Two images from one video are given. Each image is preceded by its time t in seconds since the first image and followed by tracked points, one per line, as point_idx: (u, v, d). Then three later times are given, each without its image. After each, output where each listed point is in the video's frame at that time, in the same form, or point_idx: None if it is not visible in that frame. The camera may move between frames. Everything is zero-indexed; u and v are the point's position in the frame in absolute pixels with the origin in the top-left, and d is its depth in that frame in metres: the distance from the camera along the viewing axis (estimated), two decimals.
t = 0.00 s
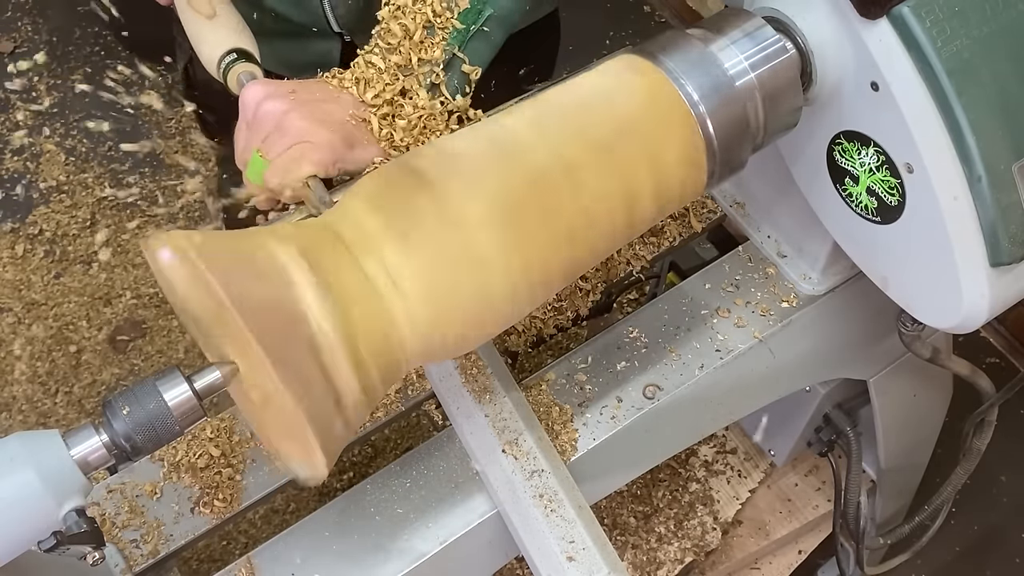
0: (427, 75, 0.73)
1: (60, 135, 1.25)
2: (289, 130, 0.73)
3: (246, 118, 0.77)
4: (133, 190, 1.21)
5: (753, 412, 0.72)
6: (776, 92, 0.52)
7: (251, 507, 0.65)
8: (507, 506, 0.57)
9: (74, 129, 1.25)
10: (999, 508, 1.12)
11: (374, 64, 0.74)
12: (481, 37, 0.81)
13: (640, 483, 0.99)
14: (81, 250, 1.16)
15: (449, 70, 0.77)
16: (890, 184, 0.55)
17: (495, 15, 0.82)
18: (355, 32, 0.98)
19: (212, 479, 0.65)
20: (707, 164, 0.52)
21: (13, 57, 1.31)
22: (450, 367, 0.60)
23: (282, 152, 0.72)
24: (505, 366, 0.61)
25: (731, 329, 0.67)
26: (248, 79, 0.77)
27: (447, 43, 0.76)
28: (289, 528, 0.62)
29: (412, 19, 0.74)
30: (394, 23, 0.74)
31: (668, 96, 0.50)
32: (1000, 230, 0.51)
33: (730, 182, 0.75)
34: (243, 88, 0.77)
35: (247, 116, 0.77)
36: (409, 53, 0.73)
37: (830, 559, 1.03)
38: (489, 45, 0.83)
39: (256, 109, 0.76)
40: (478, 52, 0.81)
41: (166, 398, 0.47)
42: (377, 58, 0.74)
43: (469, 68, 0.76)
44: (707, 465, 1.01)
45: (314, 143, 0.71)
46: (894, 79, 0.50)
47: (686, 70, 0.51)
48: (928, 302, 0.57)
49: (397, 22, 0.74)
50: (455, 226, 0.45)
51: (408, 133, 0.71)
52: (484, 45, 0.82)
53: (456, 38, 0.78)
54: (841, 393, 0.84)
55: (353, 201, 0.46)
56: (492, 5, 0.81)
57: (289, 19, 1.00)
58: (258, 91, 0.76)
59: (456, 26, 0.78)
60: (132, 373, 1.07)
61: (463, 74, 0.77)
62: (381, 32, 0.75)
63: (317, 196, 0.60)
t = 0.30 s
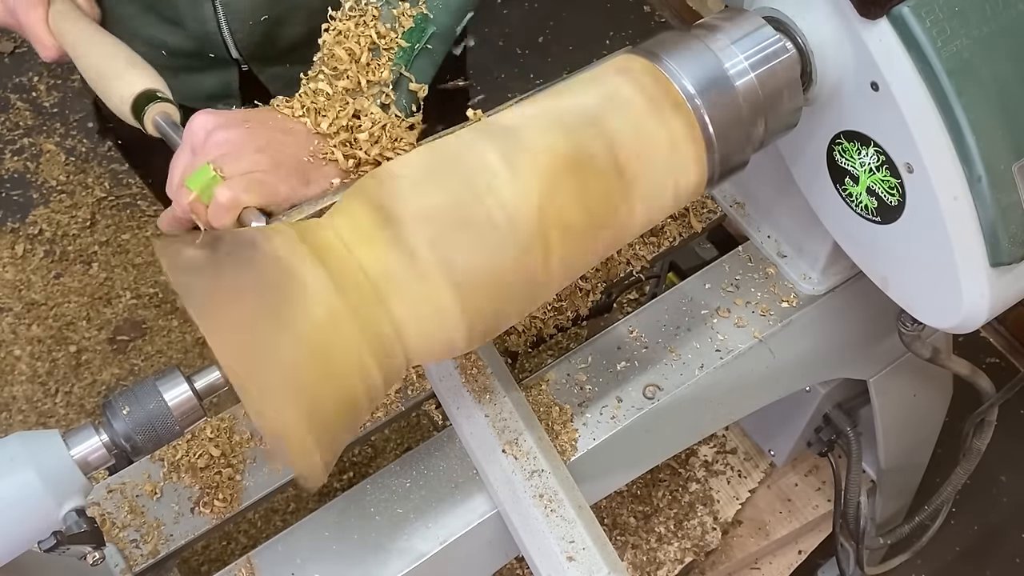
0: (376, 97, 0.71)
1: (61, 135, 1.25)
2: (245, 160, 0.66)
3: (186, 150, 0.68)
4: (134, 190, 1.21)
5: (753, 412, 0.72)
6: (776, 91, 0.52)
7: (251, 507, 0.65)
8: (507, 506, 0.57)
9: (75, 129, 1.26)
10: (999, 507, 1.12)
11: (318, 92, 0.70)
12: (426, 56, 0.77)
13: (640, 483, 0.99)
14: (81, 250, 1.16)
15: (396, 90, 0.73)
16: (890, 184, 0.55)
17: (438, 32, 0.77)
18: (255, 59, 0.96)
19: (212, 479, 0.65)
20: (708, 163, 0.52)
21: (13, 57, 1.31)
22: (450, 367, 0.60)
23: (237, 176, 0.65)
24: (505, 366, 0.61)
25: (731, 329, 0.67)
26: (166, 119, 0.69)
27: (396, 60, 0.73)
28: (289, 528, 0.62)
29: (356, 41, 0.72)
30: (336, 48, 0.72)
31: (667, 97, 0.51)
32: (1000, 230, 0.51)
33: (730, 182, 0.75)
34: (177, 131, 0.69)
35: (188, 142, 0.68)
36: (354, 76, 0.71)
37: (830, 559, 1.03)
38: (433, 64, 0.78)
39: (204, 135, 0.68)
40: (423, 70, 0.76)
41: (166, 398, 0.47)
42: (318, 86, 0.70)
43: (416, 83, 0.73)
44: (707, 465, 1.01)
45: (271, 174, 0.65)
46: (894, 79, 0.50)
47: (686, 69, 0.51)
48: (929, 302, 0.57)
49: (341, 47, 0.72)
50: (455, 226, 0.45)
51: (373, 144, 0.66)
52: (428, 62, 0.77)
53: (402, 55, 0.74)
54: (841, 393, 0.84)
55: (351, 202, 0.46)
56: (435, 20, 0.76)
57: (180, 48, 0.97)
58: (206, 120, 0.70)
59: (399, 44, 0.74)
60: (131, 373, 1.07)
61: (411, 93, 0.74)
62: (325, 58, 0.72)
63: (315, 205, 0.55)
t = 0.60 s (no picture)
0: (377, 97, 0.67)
1: (61, 135, 1.25)
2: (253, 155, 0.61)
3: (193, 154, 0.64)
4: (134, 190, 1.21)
5: (753, 412, 0.72)
6: (775, 92, 0.52)
7: (251, 507, 0.65)
8: (507, 506, 0.57)
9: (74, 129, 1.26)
10: (999, 507, 1.12)
11: (318, 96, 0.64)
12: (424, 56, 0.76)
13: (640, 483, 0.99)
14: (81, 251, 1.16)
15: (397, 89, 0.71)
16: (890, 184, 0.55)
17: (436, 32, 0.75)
18: (232, 80, 0.95)
19: (212, 479, 0.65)
20: (708, 163, 0.52)
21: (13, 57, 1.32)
22: (450, 367, 0.60)
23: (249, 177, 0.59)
24: (505, 366, 0.61)
25: (731, 329, 0.67)
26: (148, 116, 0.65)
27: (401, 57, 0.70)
28: (289, 528, 0.62)
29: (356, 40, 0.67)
30: (336, 49, 0.66)
31: (668, 95, 0.50)
32: (1000, 231, 0.51)
33: (730, 182, 0.75)
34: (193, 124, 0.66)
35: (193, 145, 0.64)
36: (356, 77, 0.66)
37: (830, 559, 1.03)
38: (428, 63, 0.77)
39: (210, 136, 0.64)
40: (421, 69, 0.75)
41: (166, 398, 0.47)
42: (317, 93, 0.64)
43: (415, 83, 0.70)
44: (707, 465, 1.01)
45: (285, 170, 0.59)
46: (894, 79, 0.50)
47: (686, 69, 0.51)
48: (929, 302, 0.57)
49: (341, 48, 0.67)
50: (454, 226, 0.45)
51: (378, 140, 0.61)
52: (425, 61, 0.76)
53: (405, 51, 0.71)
54: (841, 393, 0.84)
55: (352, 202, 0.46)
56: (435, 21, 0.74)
57: (153, 71, 0.94)
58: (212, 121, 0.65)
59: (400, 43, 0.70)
60: (132, 373, 1.07)
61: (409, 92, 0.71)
62: (324, 59, 0.67)
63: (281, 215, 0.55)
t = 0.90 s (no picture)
0: (375, 100, 0.67)
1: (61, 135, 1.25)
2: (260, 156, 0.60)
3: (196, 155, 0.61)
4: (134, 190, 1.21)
5: (753, 412, 0.72)
6: (775, 92, 0.52)
7: (251, 507, 0.65)
8: (507, 506, 0.57)
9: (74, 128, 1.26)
10: (999, 507, 1.12)
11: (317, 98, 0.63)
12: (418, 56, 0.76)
13: (640, 483, 0.99)
14: (81, 251, 1.16)
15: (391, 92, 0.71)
16: (890, 184, 0.55)
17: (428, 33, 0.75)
18: (222, 79, 0.96)
19: (212, 479, 0.65)
20: (708, 163, 0.52)
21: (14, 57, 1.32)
22: (450, 367, 0.60)
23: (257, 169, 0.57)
24: (506, 366, 0.61)
25: (731, 329, 0.67)
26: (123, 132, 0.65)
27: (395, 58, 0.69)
28: (288, 529, 0.62)
29: (351, 43, 0.67)
30: (331, 53, 0.66)
31: (667, 96, 0.51)
32: (1000, 230, 0.51)
33: (730, 182, 0.75)
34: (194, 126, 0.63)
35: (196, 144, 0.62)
36: (353, 81, 0.66)
37: (830, 559, 1.03)
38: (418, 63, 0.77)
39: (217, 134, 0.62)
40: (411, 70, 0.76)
41: (166, 398, 0.47)
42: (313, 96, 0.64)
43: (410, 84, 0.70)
44: (707, 465, 1.01)
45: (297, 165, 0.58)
46: (894, 79, 0.50)
47: (686, 69, 0.51)
48: (929, 302, 0.57)
49: (337, 50, 0.66)
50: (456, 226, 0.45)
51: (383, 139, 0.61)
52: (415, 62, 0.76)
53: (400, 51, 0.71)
54: (841, 393, 0.84)
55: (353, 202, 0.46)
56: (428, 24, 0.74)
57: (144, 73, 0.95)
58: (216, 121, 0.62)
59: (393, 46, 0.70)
60: (131, 373, 1.07)
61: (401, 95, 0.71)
62: (319, 63, 0.67)
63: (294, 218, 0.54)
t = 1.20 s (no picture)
0: (373, 105, 0.67)
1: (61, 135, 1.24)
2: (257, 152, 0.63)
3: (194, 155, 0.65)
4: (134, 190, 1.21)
5: (753, 412, 0.72)
6: (775, 92, 0.52)
7: (251, 507, 0.65)
8: (507, 506, 0.57)
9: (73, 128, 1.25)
10: (999, 507, 1.13)
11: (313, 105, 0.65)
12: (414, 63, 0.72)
13: (640, 483, 0.99)
14: (81, 251, 1.16)
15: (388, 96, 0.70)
16: (890, 184, 0.54)
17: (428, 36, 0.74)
18: (223, 78, 0.97)
19: (212, 479, 0.65)
20: (708, 163, 0.52)
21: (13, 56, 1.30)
22: (450, 367, 0.60)
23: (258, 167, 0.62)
24: (506, 366, 0.61)
25: (731, 329, 0.67)
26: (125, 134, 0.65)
27: (392, 64, 0.69)
28: (287, 529, 0.61)
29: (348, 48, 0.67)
30: (327, 60, 0.67)
31: (669, 98, 0.50)
32: (1000, 230, 0.51)
33: (730, 182, 0.75)
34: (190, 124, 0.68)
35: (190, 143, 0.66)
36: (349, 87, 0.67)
37: (830, 559, 1.03)
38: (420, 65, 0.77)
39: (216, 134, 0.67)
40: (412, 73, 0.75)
41: (166, 398, 0.47)
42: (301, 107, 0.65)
43: (407, 89, 0.70)
44: (707, 465, 1.01)
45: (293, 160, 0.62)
46: (894, 80, 0.50)
47: (686, 69, 0.51)
48: (929, 302, 0.57)
49: (332, 57, 0.67)
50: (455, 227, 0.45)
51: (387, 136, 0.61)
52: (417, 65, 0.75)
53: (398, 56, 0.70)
54: (841, 393, 0.85)
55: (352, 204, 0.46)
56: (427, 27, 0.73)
57: (144, 73, 0.97)
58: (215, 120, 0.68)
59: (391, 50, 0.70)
60: (132, 373, 1.07)
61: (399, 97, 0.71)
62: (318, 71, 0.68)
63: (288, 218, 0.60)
